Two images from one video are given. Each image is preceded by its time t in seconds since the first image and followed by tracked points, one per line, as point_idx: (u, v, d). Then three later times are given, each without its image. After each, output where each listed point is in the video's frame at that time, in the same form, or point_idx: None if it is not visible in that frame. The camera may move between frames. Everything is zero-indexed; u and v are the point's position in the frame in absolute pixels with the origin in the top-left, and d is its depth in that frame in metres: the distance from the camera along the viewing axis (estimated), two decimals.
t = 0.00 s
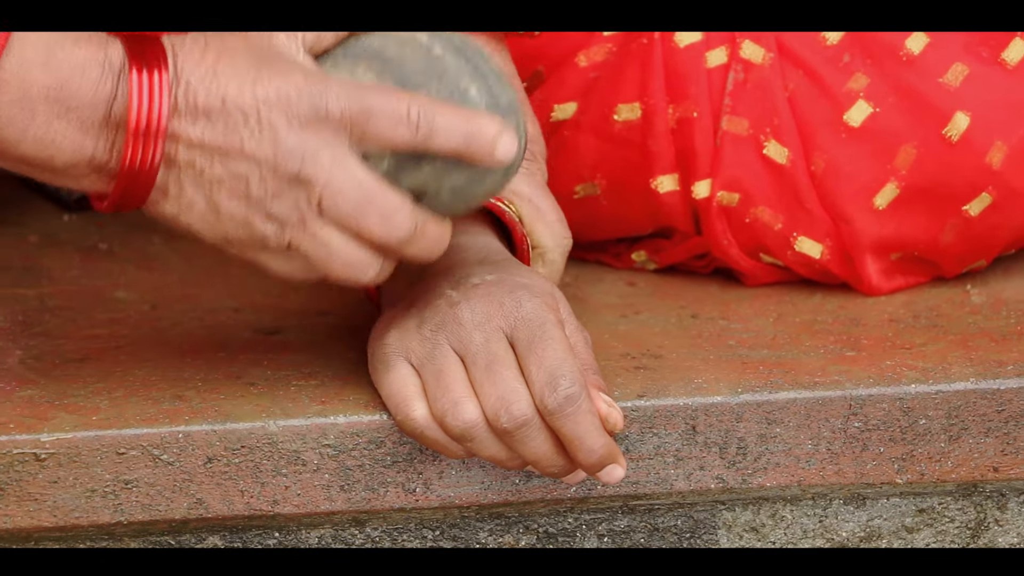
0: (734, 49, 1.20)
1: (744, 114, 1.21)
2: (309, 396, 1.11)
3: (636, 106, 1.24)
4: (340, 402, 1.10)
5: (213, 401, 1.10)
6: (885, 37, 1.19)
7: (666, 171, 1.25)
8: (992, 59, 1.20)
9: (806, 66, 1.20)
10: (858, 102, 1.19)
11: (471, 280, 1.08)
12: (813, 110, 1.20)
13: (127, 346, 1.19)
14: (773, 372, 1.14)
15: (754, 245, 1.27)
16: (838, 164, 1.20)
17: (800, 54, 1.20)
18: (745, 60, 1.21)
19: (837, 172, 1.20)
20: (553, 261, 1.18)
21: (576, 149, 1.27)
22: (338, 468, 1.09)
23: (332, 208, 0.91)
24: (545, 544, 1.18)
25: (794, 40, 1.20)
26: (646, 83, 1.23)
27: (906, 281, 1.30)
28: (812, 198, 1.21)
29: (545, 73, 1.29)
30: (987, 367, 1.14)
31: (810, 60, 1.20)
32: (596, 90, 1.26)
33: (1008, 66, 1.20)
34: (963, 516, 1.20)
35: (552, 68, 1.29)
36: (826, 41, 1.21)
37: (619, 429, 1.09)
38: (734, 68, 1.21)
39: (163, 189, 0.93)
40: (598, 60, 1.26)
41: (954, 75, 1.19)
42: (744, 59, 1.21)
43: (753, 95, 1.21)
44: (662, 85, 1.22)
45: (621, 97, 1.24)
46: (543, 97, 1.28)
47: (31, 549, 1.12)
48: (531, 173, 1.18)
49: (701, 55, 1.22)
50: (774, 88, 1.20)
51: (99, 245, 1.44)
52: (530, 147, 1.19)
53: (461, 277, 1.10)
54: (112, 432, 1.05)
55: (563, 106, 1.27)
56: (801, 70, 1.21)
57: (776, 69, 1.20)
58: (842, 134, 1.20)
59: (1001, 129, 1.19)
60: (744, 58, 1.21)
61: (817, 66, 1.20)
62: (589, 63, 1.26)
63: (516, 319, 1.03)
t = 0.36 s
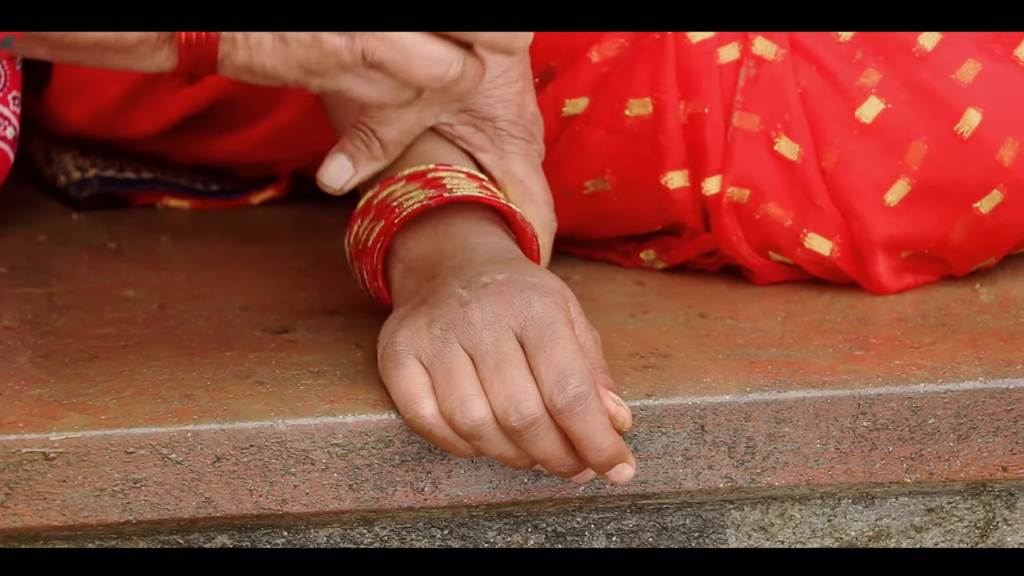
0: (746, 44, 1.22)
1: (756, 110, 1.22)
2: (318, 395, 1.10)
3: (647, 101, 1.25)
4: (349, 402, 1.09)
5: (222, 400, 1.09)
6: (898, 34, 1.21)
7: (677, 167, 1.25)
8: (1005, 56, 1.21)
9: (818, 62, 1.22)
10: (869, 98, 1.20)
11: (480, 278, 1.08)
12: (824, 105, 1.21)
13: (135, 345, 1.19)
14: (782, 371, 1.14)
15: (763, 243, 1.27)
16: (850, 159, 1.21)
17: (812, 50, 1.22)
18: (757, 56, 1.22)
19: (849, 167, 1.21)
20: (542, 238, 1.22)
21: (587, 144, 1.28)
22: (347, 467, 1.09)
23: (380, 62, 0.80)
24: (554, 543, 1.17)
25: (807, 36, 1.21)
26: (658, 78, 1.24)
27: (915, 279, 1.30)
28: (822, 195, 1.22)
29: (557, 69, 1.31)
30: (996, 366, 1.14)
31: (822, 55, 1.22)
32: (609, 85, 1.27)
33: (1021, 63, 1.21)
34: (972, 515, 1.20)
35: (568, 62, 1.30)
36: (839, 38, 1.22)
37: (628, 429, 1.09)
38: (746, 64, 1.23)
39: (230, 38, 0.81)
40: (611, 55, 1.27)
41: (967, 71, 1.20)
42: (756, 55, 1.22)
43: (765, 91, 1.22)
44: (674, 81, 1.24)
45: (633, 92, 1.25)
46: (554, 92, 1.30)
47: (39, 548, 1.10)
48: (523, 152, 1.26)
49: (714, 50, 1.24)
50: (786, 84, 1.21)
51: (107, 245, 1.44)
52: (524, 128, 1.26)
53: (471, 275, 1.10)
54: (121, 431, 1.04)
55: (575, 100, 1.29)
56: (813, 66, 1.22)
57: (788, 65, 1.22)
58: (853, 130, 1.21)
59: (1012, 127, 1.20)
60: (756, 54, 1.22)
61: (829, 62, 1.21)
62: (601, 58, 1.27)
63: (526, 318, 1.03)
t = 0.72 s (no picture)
0: (750, 44, 1.22)
1: (759, 109, 1.22)
2: (322, 394, 1.10)
3: (651, 101, 1.25)
4: (353, 400, 1.09)
5: (226, 399, 1.09)
6: (901, 34, 1.21)
7: (681, 167, 1.25)
8: (1008, 56, 1.21)
9: (821, 61, 1.22)
10: (873, 97, 1.21)
11: (484, 279, 1.08)
12: (828, 105, 1.21)
13: (140, 345, 1.19)
14: (786, 370, 1.14)
15: (768, 243, 1.27)
16: (853, 159, 1.21)
17: (816, 50, 1.22)
18: (760, 55, 1.22)
19: (852, 167, 1.21)
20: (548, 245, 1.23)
21: (592, 144, 1.28)
22: (351, 466, 1.08)
23: None
24: (558, 542, 1.18)
25: (810, 35, 1.22)
26: (662, 78, 1.24)
27: (919, 279, 1.30)
28: (826, 194, 1.22)
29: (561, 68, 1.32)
30: (1000, 365, 1.14)
31: (825, 55, 1.22)
32: (613, 85, 1.28)
33: None
34: (976, 514, 1.20)
35: (570, 63, 1.31)
36: (842, 37, 1.23)
37: (631, 428, 1.09)
38: (750, 63, 1.23)
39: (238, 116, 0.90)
40: (614, 55, 1.28)
41: (970, 71, 1.20)
42: (760, 55, 1.22)
43: (769, 90, 1.22)
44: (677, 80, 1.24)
45: (637, 92, 1.25)
46: (558, 91, 1.30)
47: (44, 547, 1.10)
48: (532, 161, 1.25)
49: (717, 50, 1.24)
50: (790, 83, 1.22)
51: (112, 244, 1.44)
52: (536, 137, 1.25)
53: (476, 275, 1.10)
54: (126, 430, 1.03)
55: (579, 101, 1.30)
56: (817, 66, 1.22)
57: (791, 65, 1.22)
58: (857, 129, 1.21)
59: (1016, 126, 1.20)
60: (759, 54, 1.23)
61: (833, 62, 1.22)
62: (605, 58, 1.28)
63: (530, 318, 1.03)
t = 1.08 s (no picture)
0: (753, 45, 1.22)
1: (761, 110, 1.22)
2: (322, 394, 1.10)
3: (653, 101, 1.25)
4: (353, 400, 1.09)
5: (226, 398, 1.09)
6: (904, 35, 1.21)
7: (681, 167, 1.25)
8: (1012, 56, 1.21)
9: (823, 62, 1.22)
10: (876, 98, 1.20)
11: (485, 279, 1.08)
12: (830, 106, 1.21)
13: (140, 344, 1.19)
14: (786, 369, 1.14)
15: (769, 243, 1.27)
16: (855, 160, 1.21)
17: (818, 51, 1.22)
18: (763, 56, 1.23)
19: (854, 167, 1.21)
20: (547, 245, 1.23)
21: (593, 144, 1.29)
22: (351, 466, 1.08)
23: None
24: (558, 541, 1.17)
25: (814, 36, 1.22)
26: (663, 79, 1.24)
27: (920, 279, 1.30)
28: (827, 195, 1.22)
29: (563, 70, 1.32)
30: (1000, 364, 1.14)
31: (828, 56, 1.22)
32: (614, 85, 1.27)
33: None
34: (976, 514, 1.20)
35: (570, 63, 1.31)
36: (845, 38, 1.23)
37: (632, 428, 1.09)
38: (752, 64, 1.23)
39: (216, 91, 0.85)
40: (616, 55, 1.28)
41: (974, 71, 1.19)
42: (762, 55, 1.22)
43: (771, 90, 1.22)
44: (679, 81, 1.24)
45: (639, 92, 1.26)
46: (561, 91, 1.30)
47: (44, 547, 1.10)
48: (537, 160, 1.24)
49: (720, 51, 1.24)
50: (792, 84, 1.21)
51: (112, 243, 1.44)
52: (541, 137, 1.25)
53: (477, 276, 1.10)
54: (126, 429, 1.03)
55: (580, 101, 1.30)
56: (819, 67, 1.22)
57: (794, 65, 1.22)
58: (860, 130, 1.21)
59: (1020, 127, 1.20)
60: (762, 55, 1.23)
61: (836, 63, 1.21)
62: (607, 58, 1.28)
63: (531, 319, 1.03)
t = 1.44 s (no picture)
0: (747, 43, 1.22)
1: (757, 109, 1.22)
2: (323, 393, 1.10)
3: (649, 101, 1.25)
4: (353, 400, 1.09)
5: (227, 398, 1.09)
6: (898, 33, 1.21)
7: (680, 167, 1.25)
8: (1005, 53, 1.21)
9: (817, 61, 1.22)
10: (871, 97, 1.20)
11: (486, 278, 1.09)
12: (825, 105, 1.21)
13: (140, 344, 1.19)
14: (787, 369, 1.14)
15: (767, 242, 1.27)
16: (850, 159, 1.21)
17: (812, 49, 1.22)
18: (757, 54, 1.22)
19: (849, 166, 1.21)
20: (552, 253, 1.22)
21: (590, 144, 1.28)
22: (351, 465, 1.08)
23: None
24: (558, 541, 1.17)
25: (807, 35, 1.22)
26: (659, 79, 1.24)
27: (919, 278, 1.30)
28: (825, 193, 1.22)
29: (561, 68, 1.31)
30: (1001, 364, 1.14)
31: (822, 55, 1.22)
32: (610, 85, 1.27)
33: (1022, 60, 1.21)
34: (977, 513, 1.20)
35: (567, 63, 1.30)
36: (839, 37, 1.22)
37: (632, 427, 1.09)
38: (747, 63, 1.23)
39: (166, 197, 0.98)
40: (611, 55, 1.28)
41: (967, 69, 1.20)
42: (757, 54, 1.22)
43: (766, 89, 1.22)
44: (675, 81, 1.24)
45: (634, 92, 1.26)
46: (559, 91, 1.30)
47: (45, 547, 1.10)
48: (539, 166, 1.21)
49: (714, 50, 1.24)
50: (787, 83, 1.21)
51: (113, 243, 1.44)
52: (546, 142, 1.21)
53: (480, 275, 1.10)
54: (126, 429, 1.03)
55: (577, 101, 1.29)
56: (814, 65, 1.22)
57: (789, 64, 1.22)
58: (855, 128, 1.21)
59: (1015, 125, 1.20)
60: (757, 53, 1.22)
61: (829, 62, 1.21)
62: (602, 58, 1.27)
63: (532, 318, 1.03)
